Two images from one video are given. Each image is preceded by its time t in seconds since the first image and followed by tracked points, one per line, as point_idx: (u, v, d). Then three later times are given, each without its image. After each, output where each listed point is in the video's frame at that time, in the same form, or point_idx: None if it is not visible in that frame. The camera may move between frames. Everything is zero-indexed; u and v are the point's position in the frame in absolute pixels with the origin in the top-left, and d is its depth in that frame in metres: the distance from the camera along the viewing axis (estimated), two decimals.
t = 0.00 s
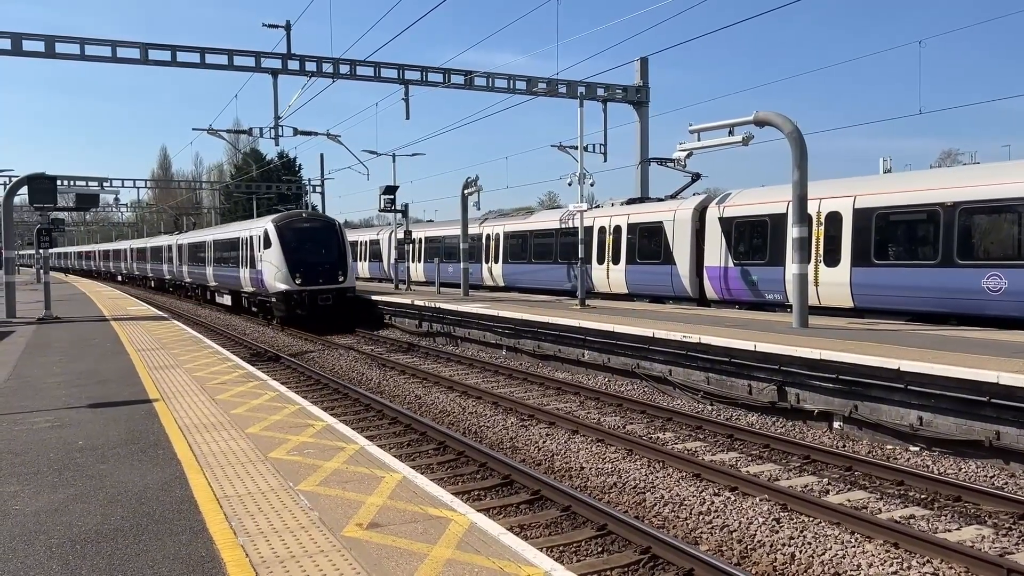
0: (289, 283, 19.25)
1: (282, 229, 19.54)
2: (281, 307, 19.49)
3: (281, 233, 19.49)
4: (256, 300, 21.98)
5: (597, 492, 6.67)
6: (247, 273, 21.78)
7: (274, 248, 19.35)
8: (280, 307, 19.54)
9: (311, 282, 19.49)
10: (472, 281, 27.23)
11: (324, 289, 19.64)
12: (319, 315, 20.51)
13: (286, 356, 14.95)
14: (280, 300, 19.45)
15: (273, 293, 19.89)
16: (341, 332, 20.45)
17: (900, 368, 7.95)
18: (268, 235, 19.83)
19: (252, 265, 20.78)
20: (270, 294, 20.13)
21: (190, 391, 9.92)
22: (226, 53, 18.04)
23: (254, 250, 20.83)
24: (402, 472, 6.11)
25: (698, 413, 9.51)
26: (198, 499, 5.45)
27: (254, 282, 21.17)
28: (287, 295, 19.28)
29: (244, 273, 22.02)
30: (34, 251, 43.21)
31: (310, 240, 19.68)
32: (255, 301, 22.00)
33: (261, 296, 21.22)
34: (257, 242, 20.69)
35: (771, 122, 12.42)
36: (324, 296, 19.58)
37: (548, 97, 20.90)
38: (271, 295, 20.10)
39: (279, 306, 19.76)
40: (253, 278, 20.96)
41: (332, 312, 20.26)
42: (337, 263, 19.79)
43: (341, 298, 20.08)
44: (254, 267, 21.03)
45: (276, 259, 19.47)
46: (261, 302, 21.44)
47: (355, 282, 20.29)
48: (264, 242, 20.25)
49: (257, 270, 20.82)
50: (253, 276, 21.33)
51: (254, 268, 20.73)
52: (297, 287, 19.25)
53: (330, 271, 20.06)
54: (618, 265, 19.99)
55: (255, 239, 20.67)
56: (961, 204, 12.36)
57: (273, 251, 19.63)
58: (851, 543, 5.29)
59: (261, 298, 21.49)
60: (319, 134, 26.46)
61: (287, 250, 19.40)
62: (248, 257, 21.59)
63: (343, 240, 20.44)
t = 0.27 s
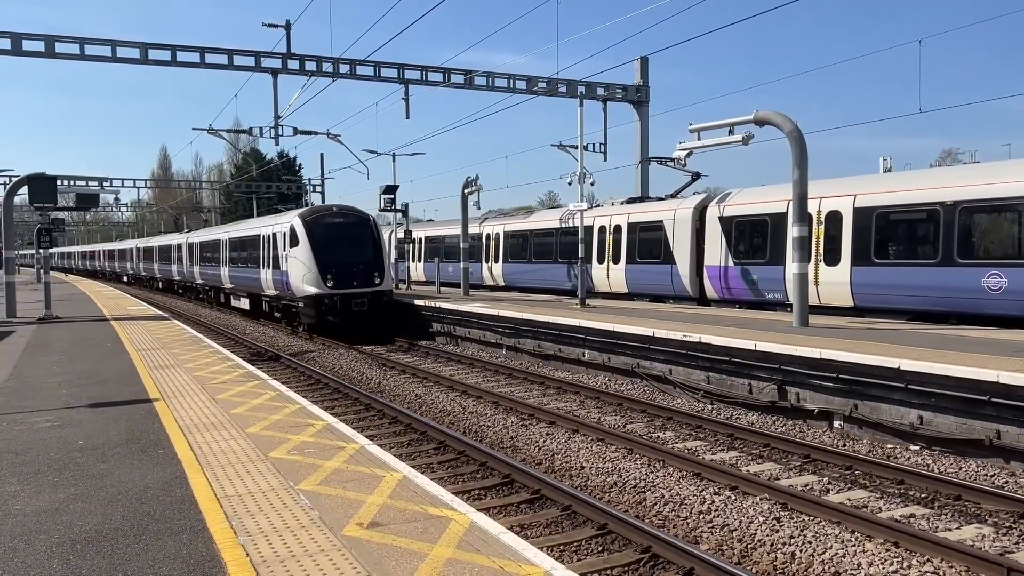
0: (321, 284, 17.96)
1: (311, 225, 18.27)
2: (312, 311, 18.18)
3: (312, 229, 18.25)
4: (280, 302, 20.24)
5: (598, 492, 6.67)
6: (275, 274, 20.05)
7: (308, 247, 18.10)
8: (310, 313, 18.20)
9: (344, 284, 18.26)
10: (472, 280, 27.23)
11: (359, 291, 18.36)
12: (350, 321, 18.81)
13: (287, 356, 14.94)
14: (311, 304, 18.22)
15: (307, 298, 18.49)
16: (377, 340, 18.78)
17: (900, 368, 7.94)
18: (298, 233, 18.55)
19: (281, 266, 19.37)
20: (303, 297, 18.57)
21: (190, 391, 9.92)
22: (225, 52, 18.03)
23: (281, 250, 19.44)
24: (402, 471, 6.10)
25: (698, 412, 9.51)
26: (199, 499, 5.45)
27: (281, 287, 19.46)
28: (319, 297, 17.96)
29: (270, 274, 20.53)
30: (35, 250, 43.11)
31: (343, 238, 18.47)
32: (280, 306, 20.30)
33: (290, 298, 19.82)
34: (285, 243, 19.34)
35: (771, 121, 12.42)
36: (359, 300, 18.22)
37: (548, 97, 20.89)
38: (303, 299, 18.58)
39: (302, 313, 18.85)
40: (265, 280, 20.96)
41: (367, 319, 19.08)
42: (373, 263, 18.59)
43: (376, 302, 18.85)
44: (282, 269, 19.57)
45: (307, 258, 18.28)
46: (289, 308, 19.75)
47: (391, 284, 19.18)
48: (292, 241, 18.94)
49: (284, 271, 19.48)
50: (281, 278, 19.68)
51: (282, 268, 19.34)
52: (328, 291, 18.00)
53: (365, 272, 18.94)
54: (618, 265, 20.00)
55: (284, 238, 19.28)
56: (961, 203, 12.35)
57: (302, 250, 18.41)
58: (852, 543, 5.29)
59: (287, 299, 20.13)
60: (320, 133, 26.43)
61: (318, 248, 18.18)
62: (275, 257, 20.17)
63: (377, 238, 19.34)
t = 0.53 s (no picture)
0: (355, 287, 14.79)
1: (345, 221, 15.20)
2: (345, 317, 15.03)
3: (344, 224, 15.08)
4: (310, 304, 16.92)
5: (599, 491, 6.67)
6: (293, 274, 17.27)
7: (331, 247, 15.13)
8: (343, 319, 15.13)
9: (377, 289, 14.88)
10: (472, 280, 27.22)
11: (400, 295, 15.16)
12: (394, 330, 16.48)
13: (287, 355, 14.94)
14: (342, 310, 15.07)
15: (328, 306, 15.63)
16: (425, 351, 16.23)
17: (901, 367, 7.93)
18: (325, 230, 15.50)
19: (307, 268, 16.33)
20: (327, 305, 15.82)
21: (191, 390, 9.91)
22: (225, 52, 18.02)
23: (306, 249, 16.46)
24: (403, 471, 6.10)
25: (699, 412, 9.51)
26: (199, 498, 5.45)
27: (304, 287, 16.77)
28: (355, 301, 14.74)
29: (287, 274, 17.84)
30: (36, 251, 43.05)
31: (383, 234, 15.36)
32: (304, 310, 17.79)
33: (314, 301, 16.50)
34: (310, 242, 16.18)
35: (772, 119, 12.40)
36: (399, 305, 15.15)
37: (549, 95, 20.87)
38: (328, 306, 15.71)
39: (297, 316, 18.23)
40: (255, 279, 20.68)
41: (407, 327, 15.83)
42: (417, 263, 15.50)
43: (420, 308, 15.57)
44: (308, 268, 16.29)
45: (337, 258, 15.05)
46: (315, 310, 17.18)
47: (436, 287, 15.83)
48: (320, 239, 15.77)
49: (310, 273, 16.17)
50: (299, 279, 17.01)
51: (306, 271, 16.37)
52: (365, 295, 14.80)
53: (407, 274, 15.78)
54: (619, 264, 19.99)
55: (305, 237, 16.53)
56: (962, 202, 12.34)
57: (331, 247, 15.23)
58: (852, 542, 5.29)
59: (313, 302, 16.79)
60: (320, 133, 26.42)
61: (352, 247, 14.97)
62: (298, 255, 16.98)
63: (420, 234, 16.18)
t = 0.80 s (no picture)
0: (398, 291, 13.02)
1: (384, 217, 13.45)
2: (386, 325, 13.17)
3: (383, 221, 13.34)
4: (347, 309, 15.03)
5: (600, 490, 6.66)
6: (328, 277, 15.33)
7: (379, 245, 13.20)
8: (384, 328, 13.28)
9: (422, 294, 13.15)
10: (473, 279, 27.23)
11: (448, 299, 13.38)
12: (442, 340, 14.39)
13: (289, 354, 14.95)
14: (384, 317, 13.22)
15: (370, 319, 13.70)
16: (478, 364, 14.26)
17: (903, 365, 7.91)
18: (363, 228, 13.72)
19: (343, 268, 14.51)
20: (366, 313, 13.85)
21: (192, 390, 9.92)
22: (226, 51, 18.03)
23: (342, 247, 14.60)
24: (403, 470, 6.10)
25: (700, 411, 9.51)
26: (200, 498, 5.45)
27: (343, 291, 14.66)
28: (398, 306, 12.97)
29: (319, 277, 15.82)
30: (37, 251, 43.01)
31: (427, 231, 13.61)
32: (337, 317, 15.91)
33: (352, 307, 14.55)
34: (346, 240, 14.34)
35: (773, 118, 12.39)
36: (449, 310, 13.37)
37: (549, 95, 20.86)
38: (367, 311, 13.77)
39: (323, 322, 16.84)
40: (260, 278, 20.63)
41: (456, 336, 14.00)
42: (466, 262, 13.73)
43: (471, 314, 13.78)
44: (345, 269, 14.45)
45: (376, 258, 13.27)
46: (350, 317, 15.22)
47: (486, 291, 13.98)
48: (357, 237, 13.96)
49: (346, 275, 14.33)
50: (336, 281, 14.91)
51: (342, 273, 14.54)
52: (408, 300, 13.01)
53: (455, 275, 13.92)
54: (620, 263, 19.98)
55: (338, 235, 14.74)
56: (963, 201, 12.33)
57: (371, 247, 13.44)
58: (853, 541, 5.28)
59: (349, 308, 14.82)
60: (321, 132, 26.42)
61: (393, 246, 13.21)
62: (332, 254, 15.11)
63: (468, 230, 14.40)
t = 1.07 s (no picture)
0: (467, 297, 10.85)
1: (445, 208, 11.29)
2: (451, 338, 10.93)
3: (446, 213, 11.19)
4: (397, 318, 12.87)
5: (601, 490, 6.66)
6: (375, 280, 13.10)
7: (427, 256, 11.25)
8: (447, 341, 11.04)
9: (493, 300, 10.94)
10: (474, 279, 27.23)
11: (524, 308, 11.18)
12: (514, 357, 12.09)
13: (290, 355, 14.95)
14: (447, 329, 11.00)
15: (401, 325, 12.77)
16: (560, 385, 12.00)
17: (904, 365, 7.90)
18: (418, 224, 11.58)
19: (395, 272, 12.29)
20: (422, 326, 11.68)
21: (194, 390, 9.91)
22: (227, 52, 18.03)
23: (391, 248, 12.39)
24: (404, 470, 6.10)
25: (701, 411, 9.49)
26: (201, 498, 5.45)
27: (392, 294, 12.45)
28: (467, 315, 10.79)
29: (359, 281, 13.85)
30: (39, 250, 43.04)
31: (496, 225, 11.46)
32: (383, 327, 13.80)
33: (407, 317, 12.40)
34: (399, 240, 12.14)
35: (774, 118, 12.37)
36: (524, 321, 11.14)
37: (550, 94, 20.84)
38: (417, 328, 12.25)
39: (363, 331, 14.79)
40: (265, 280, 20.74)
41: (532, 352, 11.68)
42: (543, 262, 11.57)
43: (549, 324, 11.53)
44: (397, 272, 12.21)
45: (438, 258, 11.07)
46: (401, 326, 13.05)
47: (567, 297, 11.78)
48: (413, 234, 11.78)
49: (399, 278, 12.14)
50: (382, 282, 12.79)
51: (394, 277, 12.32)
52: (477, 307, 10.84)
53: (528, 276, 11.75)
54: (621, 262, 19.97)
55: (386, 235, 12.63)
56: (964, 200, 12.32)
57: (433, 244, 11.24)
58: (855, 541, 5.27)
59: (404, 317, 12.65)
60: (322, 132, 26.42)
61: (457, 242, 11.04)
62: (379, 256, 12.90)
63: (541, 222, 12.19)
